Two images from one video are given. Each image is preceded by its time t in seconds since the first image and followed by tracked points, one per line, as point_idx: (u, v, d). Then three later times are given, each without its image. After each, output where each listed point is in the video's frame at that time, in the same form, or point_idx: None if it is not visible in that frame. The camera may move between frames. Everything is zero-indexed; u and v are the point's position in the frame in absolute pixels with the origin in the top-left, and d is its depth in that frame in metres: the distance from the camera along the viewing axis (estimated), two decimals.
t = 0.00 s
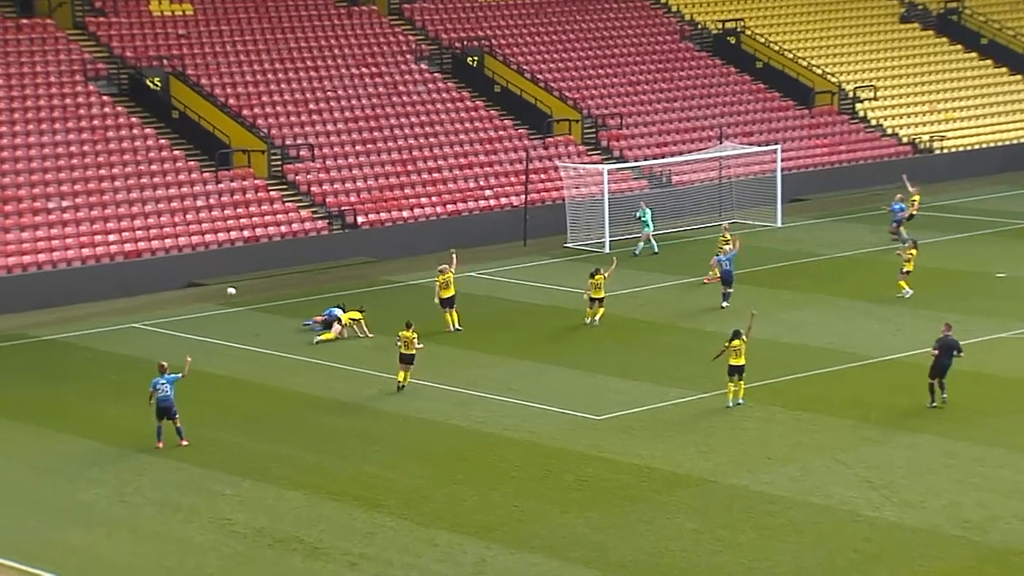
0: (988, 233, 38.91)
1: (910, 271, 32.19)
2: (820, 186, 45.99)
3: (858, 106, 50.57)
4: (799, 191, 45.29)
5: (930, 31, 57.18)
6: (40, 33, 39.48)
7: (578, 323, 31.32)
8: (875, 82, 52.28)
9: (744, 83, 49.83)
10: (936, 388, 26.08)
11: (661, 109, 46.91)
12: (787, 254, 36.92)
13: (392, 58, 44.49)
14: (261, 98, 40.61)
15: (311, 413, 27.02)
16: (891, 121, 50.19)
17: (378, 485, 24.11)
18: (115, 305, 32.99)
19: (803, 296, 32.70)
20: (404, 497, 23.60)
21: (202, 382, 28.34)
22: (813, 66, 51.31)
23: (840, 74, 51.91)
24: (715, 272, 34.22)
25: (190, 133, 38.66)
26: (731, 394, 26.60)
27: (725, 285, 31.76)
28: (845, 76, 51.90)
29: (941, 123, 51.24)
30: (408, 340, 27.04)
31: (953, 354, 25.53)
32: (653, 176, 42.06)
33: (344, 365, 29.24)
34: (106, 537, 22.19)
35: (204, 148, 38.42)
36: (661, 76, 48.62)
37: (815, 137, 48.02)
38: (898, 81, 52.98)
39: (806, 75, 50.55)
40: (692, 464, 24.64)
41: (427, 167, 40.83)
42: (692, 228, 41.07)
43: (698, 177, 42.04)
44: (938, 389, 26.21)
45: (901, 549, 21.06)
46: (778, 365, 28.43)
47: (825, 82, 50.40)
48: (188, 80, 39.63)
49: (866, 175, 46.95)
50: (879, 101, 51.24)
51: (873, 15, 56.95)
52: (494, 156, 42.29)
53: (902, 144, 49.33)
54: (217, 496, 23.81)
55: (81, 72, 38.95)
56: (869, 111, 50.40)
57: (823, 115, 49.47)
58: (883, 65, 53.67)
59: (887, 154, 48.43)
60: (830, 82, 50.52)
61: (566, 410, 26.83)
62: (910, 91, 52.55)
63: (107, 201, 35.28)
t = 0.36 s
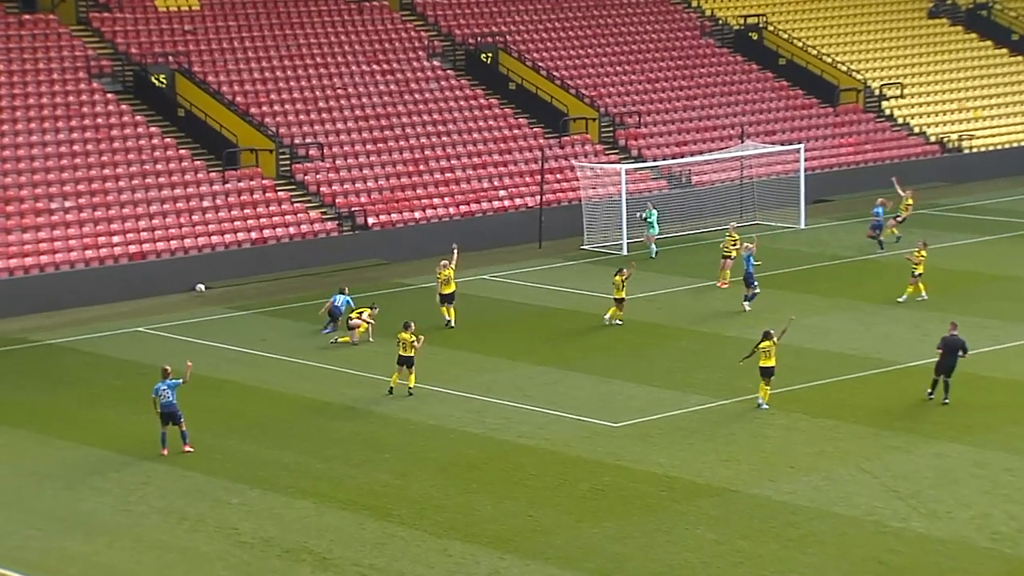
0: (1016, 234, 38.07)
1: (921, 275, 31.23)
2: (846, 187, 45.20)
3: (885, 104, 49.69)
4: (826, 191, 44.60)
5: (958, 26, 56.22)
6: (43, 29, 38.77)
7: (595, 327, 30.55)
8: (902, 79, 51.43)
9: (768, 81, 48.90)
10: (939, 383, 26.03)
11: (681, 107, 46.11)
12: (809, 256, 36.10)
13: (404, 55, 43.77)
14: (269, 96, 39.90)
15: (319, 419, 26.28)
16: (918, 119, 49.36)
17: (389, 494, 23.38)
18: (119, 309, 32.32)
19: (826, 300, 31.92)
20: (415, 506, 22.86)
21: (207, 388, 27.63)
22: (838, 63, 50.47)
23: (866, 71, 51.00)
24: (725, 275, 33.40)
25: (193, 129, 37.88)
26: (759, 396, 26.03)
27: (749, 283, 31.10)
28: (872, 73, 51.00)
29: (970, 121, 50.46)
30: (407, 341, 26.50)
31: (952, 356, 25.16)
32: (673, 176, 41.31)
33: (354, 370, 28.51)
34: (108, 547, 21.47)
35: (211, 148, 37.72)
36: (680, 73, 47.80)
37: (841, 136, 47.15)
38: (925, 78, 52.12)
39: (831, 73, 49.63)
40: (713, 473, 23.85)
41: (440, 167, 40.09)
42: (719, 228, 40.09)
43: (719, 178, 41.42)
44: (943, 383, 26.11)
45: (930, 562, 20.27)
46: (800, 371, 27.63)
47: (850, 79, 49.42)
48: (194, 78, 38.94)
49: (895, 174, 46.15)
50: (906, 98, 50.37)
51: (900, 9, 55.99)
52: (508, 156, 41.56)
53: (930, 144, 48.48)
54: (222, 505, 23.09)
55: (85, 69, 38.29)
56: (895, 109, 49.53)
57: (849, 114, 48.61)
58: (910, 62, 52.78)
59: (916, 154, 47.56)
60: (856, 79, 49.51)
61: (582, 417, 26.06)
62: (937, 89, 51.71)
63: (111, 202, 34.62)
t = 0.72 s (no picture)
0: None
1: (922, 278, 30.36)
2: (859, 188, 44.46)
3: (900, 103, 48.93)
4: (839, 194, 43.85)
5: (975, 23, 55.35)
6: (34, 26, 38.04)
7: (601, 333, 29.79)
8: (918, 78, 50.59)
9: (780, 79, 48.09)
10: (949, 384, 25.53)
11: (690, 107, 45.36)
12: (820, 260, 35.34)
13: (406, 53, 43.03)
14: (267, 95, 39.16)
15: (318, 428, 25.54)
16: (935, 119, 48.53)
17: (389, 505, 22.62)
18: (112, 313, 31.61)
19: (839, 305, 31.21)
20: (416, 517, 22.11)
21: (203, 395, 26.89)
22: (853, 61, 49.73)
23: (881, 69, 50.17)
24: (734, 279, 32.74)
25: (192, 131, 37.28)
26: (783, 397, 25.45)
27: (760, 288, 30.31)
28: (887, 71, 50.17)
29: (989, 121, 49.62)
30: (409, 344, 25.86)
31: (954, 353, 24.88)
32: (682, 177, 40.49)
33: (355, 377, 27.75)
34: (99, 559, 20.72)
35: (207, 149, 37.01)
36: (689, 71, 47.03)
37: (855, 136, 46.38)
38: (941, 77, 51.29)
39: (846, 71, 48.82)
40: (724, 483, 23.10)
41: (442, 169, 39.35)
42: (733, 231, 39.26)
43: (729, 179, 40.67)
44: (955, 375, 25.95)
45: None
46: (813, 378, 26.89)
47: (865, 78, 48.59)
48: (188, 75, 38.16)
49: (910, 176, 45.40)
50: (922, 97, 49.58)
51: (917, 6, 55.14)
52: (512, 156, 40.84)
53: (948, 145, 47.61)
54: (218, 516, 22.33)
55: (77, 67, 37.55)
56: (911, 109, 48.74)
57: (864, 113, 47.89)
58: (926, 60, 51.93)
59: (933, 154, 46.72)
60: (872, 78, 48.67)
61: (588, 426, 25.31)
62: (954, 87, 50.87)
63: (104, 204, 33.92)
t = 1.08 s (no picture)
0: None
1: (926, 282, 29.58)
2: (871, 190, 43.53)
3: (913, 101, 48.19)
4: (849, 195, 42.89)
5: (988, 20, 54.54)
6: (21, 22, 37.34)
7: (605, 338, 29.09)
8: (931, 75, 49.83)
9: (789, 76, 47.34)
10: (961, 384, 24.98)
11: (696, 105, 44.65)
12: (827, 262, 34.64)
13: (404, 50, 42.33)
14: (261, 93, 38.46)
15: (314, 435, 24.83)
16: (948, 118, 47.82)
17: (387, 514, 21.91)
18: (103, 317, 30.92)
19: (849, 309, 30.52)
20: (415, 527, 21.40)
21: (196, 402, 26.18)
22: (865, 58, 48.96)
23: (892, 66, 49.41)
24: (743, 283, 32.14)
25: (185, 130, 36.58)
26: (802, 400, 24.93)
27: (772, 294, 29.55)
28: (899, 69, 49.40)
29: (1003, 120, 48.91)
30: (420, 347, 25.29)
31: (966, 353, 24.60)
32: (688, 178, 39.69)
33: (352, 382, 27.03)
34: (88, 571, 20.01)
35: (200, 148, 36.32)
36: (695, 68, 46.31)
37: (866, 136, 45.65)
38: (955, 74, 50.54)
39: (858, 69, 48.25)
40: (732, 492, 22.39)
41: (441, 168, 38.67)
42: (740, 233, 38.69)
43: (736, 180, 39.91)
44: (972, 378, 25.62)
45: None
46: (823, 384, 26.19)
47: (877, 75, 47.99)
48: (180, 72, 37.46)
49: (922, 176, 44.51)
50: (935, 95, 48.82)
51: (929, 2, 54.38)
52: (514, 156, 40.14)
53: (961, 143, 46.94)
54: (211, 526, 21.62)
55: (66, 64, 36.84)
56: (924, 107, 48.04)
57: (875, 112, 47.25)
58: (939, 58, 51.18)
59: (948, 153, 46.02)
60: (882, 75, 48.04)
61: (592, 433, 24.61)
62: (967, 85, 50.12)
63: (93, 205, 33.23)
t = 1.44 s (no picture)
0: None
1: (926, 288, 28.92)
2: (873, 188, 42.56)
3: (918, 99, 47.43)
4: (852, 195, 41.91)
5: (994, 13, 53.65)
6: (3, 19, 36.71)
7: (601, 342, 28.49)
8: (935, 73, 49.03)
9: (790, 74, 46.70)
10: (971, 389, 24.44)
11: (694, 103, 44.04)
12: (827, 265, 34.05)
13: (395, 46, 41.70)
14: (249, 90, 37.85)
15: (304, 442, 24.21)
16: (952, 117, 47.06)
17: (378, 523, 21.29)
18: (86, 321, 30.31)
19: (851, 313, 29.92)
20: (406, 537, 20.77)
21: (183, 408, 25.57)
22: (868, 55, 48.21)
23: (896, 64, 48.72)
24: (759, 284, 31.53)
25: (166, 127, 35.88)
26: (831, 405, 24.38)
27: (782, 297, 28.84)
28: (902, 67, 48.72)
29: (1010, 119, 48.10)
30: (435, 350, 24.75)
31: (974, 354, 24.11)
32: (686, 178, 39.06)
33: (342, 387, 26.40)
34: None
35: (186, 148, 35.71)
36: (693, 66, 45.69)
37: (870, 135, 44.88)
38: (960, 72, 49.73)
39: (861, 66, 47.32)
40: (733, 500, 21.78)
41: (434, 168, 38.05)
42: (739, 234, 38.10)
43: (736, 180, 39.36)
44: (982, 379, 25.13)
45: None
46: (826, 389, 25.60)
47: (878, 72, 47.05)
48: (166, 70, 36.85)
49: (927, 177, 43.66)
50: (940, 93, 48.10)
51: None
52: (508, 156, 39.54)
53: (966, 143, 46.05)
54: (196, 535, 21.00)
55: (48, 61, 36.20)
56: (929, 105, 47.30)
57: (877, 110, 46.34)
58: (943, 55, 50.40)
59: (952, 152, 45.19)
60: (886, 72, 47.24)
61: (589, 440, 23.99)
62: (972, 83, 49.34)
63: (76, 206, 32.60)
